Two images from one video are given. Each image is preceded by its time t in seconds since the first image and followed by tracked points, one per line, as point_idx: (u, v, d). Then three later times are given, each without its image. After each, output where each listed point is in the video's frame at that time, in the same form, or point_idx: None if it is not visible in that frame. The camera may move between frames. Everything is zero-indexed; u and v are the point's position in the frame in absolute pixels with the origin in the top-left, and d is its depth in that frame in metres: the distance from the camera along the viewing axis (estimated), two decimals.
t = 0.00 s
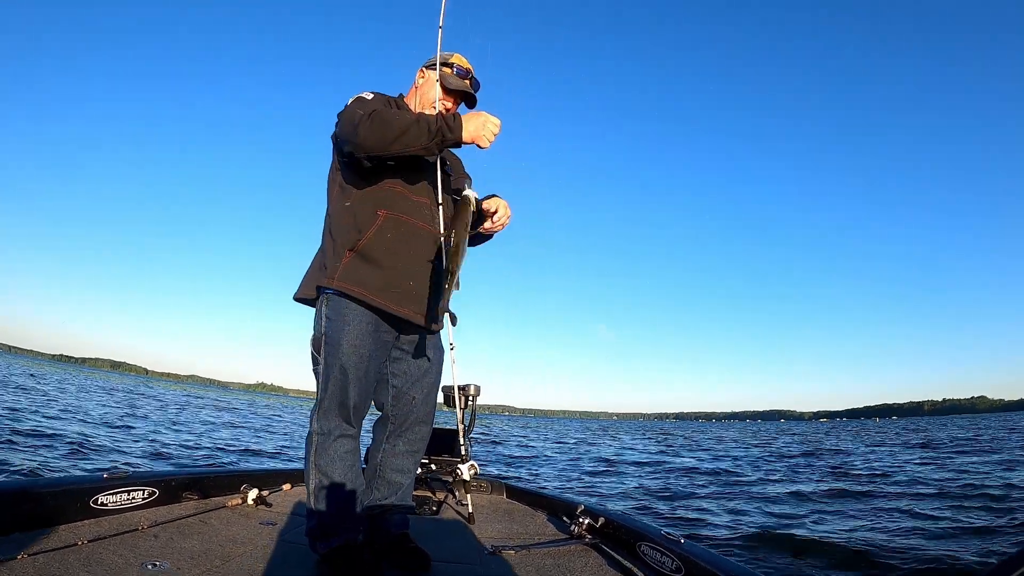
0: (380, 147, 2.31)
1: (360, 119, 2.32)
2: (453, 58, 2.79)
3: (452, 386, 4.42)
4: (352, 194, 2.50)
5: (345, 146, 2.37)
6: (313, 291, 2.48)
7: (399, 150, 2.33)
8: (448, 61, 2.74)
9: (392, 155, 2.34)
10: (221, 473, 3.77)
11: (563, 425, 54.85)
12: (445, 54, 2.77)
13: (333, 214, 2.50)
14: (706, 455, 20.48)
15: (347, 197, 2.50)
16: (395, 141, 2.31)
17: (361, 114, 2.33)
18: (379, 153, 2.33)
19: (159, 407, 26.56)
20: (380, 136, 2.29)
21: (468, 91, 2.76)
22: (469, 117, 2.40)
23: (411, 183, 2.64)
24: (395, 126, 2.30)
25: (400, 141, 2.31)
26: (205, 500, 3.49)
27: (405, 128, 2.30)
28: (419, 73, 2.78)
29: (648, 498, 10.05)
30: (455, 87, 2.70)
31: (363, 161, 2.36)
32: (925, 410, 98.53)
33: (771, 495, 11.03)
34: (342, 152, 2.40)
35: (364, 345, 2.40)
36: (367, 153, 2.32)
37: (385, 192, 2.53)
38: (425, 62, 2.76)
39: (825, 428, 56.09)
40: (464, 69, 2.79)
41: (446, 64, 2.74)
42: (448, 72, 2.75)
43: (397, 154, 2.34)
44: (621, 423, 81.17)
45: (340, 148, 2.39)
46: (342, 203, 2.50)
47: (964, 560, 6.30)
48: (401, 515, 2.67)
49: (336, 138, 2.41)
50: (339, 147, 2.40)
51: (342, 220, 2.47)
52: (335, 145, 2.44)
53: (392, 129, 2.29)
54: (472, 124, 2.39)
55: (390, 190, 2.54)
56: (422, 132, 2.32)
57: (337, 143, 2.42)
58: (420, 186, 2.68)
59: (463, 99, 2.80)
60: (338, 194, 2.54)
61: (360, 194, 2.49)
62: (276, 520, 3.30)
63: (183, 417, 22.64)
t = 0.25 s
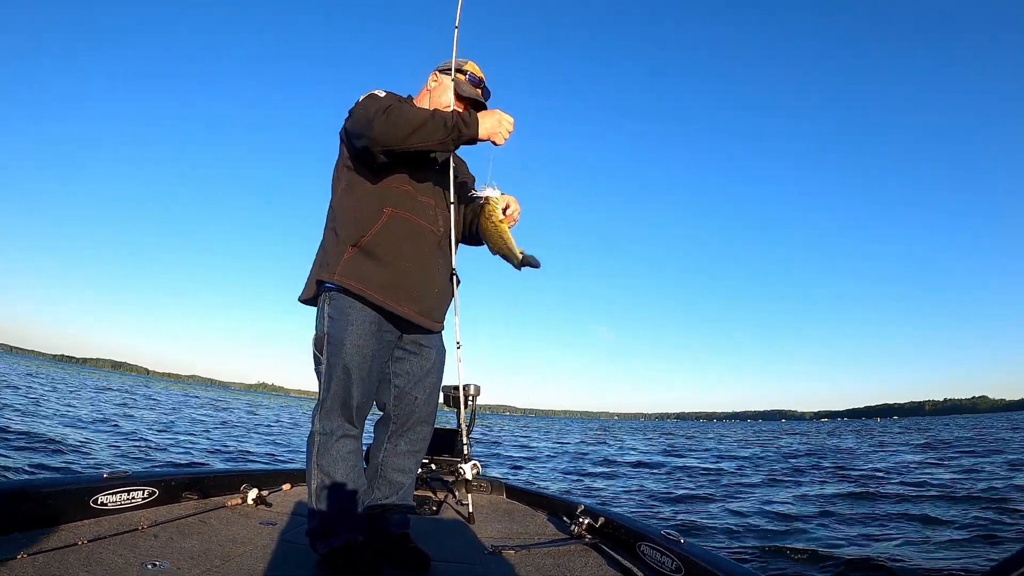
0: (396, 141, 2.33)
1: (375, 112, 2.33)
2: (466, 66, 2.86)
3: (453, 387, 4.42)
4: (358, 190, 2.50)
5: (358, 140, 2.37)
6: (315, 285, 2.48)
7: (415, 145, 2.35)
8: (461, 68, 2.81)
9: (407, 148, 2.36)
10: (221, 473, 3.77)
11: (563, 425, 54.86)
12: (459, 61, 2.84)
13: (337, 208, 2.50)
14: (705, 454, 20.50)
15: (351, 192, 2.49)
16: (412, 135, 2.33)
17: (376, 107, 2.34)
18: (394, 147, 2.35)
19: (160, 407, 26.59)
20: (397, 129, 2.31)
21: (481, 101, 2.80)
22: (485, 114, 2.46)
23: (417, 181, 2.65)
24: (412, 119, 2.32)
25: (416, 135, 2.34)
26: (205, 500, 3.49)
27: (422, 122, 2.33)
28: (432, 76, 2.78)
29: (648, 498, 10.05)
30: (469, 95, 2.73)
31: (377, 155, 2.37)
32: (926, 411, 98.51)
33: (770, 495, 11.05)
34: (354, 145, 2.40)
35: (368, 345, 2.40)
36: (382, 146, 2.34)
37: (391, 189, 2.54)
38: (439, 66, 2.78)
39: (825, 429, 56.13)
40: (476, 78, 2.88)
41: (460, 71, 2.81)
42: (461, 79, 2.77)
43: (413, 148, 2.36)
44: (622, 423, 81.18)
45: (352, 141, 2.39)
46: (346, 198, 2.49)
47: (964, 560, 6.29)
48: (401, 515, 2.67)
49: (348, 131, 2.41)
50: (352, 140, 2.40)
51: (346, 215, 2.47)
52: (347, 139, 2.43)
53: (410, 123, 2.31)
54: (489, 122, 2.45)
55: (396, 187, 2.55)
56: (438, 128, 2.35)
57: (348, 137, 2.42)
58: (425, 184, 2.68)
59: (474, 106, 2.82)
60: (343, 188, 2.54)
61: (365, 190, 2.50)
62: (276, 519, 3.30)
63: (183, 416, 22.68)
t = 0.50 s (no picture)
0: (419, 138, 2.35)
1: (398, 109, 2.33)
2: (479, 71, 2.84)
3: (455, 386, 4.42)
4: (370, 187, 2.49)
5: (378, 136, 2.37)
6: (322, 281, 2.47)
7: (437, 143, 2.39)
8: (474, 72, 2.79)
9: (428, 146, 2.39)
10: (222, 473, 3.78)
11: (566, 424, 54.88)
12: (472, 65, 2.82)
13: (347, 205, 2.49)
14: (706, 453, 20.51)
15: (362, 189, 2.48)
16: (435, 133, 2.37)
17: (398, 104, 2.35)
18: (417, 144, 2.37)
19: (165, 407, 26.69)
20: (421, 127, 2.33)
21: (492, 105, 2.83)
22: (502, 117, 2.56)
23: (428, 179, 2.66)
24: (435, 118, 2.35)
25: (438, 133, 2.37)
26: (206, 500, 3.49)
27: (444, 121, 2.37)
28: (443, 78, 2.79)
29: (648, 497, 10.06)
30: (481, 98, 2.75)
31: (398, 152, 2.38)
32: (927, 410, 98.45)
33: (771, 494, 11.04)
34: (373, 141, 2.39)
35: (374, 345, 2.40)
36: (404, 143, 2.35)
37: (402, 186, 2.54)
38: (450, 68, 2.79)
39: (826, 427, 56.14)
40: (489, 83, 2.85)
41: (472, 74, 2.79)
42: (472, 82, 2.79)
43: (435, 146, 2.39)
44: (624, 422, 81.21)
45: (371, 137, 2.38)
46: (356, 194, 2.49)
47: (965, 559, 6.28)
48: (404, 514, 2.67)
49: (367, 126, 2.39)
50: (370, 136, 2.39)
51: (356, 211, 2.46)
52: (364, 135, 2.42)
53: (433, 121, 2.35)
54: (507, 126, 2.56)
55: (407, 185, 2.55)
56: (459, 127, 2.40)
57: (365, 133, 2.41)
58: (434, 181, 2.69)
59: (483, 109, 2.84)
60: (352, 184, 2.53)
61: (377, 186, 2.49)
62: (279, 519, 3.30)
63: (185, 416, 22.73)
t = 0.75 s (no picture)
0: (431, 136, 2.35)
1: (409, 108, 2.34)
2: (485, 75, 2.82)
3: (455, 385, 4.42)
4: (375, 185, 2.49)
5: (389, 133, 2.37)
6: (325, 279, 2.47)
7: (448, 141, 2.39)
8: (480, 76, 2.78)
9: (439, 145, 2.39)
10: (223, 473, 3.77)
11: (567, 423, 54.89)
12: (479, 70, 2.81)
13: (351, 203, 2.49)
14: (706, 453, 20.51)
15: (366, 187, 2.48)
16: (446, 132, 2.36)
17: (409, 102, 2.36)
18: (428, 142, 2.37)
19: (167, 406, 26.71)
20: (432, 125, 2.34)
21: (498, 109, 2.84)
22: (511, 118, 2.57)
23: (433, 177, 2.66)
24: (447, 116, 2.36)
25: (449, 131, 2.37)
26: (207, 500, 3.49)
27: (455, 119, 2.37)
28: (448, 80, 2.79)
29: (648, 496, 10.06)
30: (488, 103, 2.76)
31: (410, 150, 2.38)
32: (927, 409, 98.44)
33: (772, 493, 11.03)
34: (384, 139, 2.39)
35: (375, 344, 2.40)
36: (416, 142, 2.36)
37: (407, 184, 2.54)
38: (455, 71, 2.79)
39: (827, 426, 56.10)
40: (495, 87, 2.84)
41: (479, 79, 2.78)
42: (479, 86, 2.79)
43: (446, 144, 2.39)
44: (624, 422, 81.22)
45: (382, 135, 2.38)
46: (360, 192, 2.49)
47: (966, 559, 6.27)
48: (404, 513, 2.67)
49: (377, 124, 2.39)
50: (381, 134, 2.39)
51: (360, 209, 2.46)
52: (373, 133, 2.42)
53: (445, 120, 2.35)
54: (515, 126, 2.58)
55: (412, 184, 2.56)
56: (470, 126, 2.40)
57: (375, 131, 2.41)
58: (438, 179, 2.69)
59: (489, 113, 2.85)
60: (357, 182, 2.53)
61: (382, 184, 2.49)
62: (280, 519, 3.30)
63: (185, 415, 22.71)
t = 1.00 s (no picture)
0: (436, 132, 2.36)
1: (415, 104, 2.35)
2: (482, 75, 2.82)
3: (455, 385, 4.42)
4: (374, 181, 2.49)
5: (394, 129, 2.37)
6: (323, 275, 2.47)
7: (453, 138, 2.39)
8: (478, 76, 2.77)
9: (445, 141, 2.40)
10: (223, 472, 3.78)
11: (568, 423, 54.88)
12: (477, 70, 2.80)
13: (350, 199, 2.49)
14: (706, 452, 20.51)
15: (365, 184, 2.48)
16: (452, 128, 2.37)
17: (415, 99, 2.37)
18: (433, 138, 2.37)
19: (168, 406, 26.71)
20: (438, 121, 2.35)
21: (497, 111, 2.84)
22: (515, 118, 2.58)
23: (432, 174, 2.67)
24: (452, 113, 2.37)
25: (455, 128, 2.38)
26: (208, 500, 3.50)
27: (460, 117, 2.38)
28: (446, 81, 2.79)
29: (648, 496, 10.06)
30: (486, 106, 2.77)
31: (415, 146, 2.38)
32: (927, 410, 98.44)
33: (773, 493, 11.03)
34: (389, 134, 2.40)
35: (373, 343, 2.40)
36: (422, 138, 2.36)
37: (407, 181, 2.54)
38: (451, 72, 2.79)
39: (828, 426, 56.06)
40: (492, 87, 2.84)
41: (476, 80, 2.78)
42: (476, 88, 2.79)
43: (452, 141, 2.40)
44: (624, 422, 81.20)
45: (386, 131, 2.39)
46: (359, 188, 2.49)
47: (966, 559, 6.27)
48: (403, 513, 2.67)
49: (382, 120, 2.40)
50: (385, 129, 2.39)
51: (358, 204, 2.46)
52: (377, 129, 2.42)
53: (452, 117, 2.36)
54: (518, 126, 2.58)
55: (411, 180, 2.56)
56: (476, 123, 2.41)
57: (378, 128, 2.41)
58: (437, 176, 2.69)
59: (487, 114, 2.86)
60: (355, 179, 2.53)
61: (382, 180, 2.49)
62: (280, 519, 3.30)
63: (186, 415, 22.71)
